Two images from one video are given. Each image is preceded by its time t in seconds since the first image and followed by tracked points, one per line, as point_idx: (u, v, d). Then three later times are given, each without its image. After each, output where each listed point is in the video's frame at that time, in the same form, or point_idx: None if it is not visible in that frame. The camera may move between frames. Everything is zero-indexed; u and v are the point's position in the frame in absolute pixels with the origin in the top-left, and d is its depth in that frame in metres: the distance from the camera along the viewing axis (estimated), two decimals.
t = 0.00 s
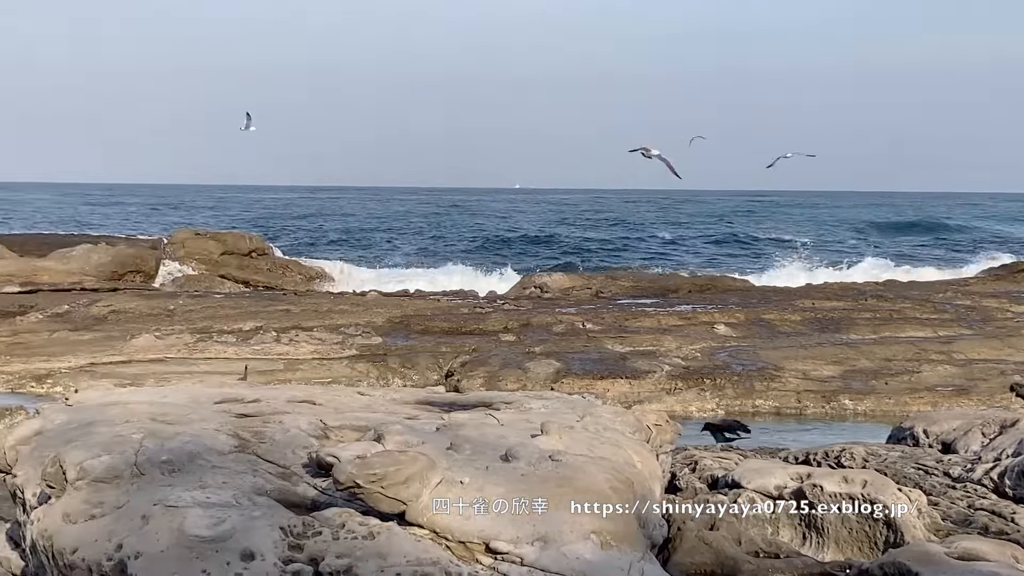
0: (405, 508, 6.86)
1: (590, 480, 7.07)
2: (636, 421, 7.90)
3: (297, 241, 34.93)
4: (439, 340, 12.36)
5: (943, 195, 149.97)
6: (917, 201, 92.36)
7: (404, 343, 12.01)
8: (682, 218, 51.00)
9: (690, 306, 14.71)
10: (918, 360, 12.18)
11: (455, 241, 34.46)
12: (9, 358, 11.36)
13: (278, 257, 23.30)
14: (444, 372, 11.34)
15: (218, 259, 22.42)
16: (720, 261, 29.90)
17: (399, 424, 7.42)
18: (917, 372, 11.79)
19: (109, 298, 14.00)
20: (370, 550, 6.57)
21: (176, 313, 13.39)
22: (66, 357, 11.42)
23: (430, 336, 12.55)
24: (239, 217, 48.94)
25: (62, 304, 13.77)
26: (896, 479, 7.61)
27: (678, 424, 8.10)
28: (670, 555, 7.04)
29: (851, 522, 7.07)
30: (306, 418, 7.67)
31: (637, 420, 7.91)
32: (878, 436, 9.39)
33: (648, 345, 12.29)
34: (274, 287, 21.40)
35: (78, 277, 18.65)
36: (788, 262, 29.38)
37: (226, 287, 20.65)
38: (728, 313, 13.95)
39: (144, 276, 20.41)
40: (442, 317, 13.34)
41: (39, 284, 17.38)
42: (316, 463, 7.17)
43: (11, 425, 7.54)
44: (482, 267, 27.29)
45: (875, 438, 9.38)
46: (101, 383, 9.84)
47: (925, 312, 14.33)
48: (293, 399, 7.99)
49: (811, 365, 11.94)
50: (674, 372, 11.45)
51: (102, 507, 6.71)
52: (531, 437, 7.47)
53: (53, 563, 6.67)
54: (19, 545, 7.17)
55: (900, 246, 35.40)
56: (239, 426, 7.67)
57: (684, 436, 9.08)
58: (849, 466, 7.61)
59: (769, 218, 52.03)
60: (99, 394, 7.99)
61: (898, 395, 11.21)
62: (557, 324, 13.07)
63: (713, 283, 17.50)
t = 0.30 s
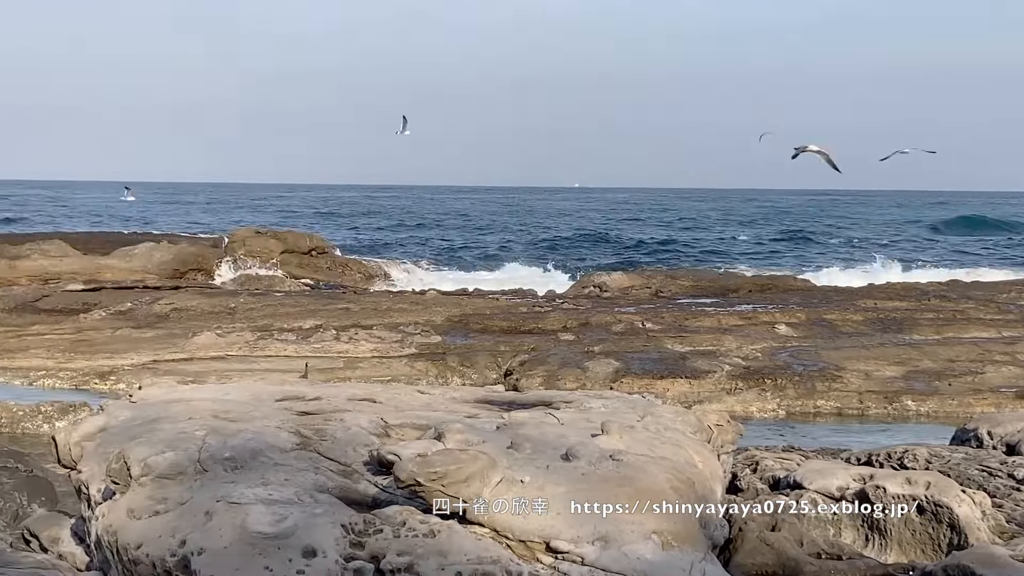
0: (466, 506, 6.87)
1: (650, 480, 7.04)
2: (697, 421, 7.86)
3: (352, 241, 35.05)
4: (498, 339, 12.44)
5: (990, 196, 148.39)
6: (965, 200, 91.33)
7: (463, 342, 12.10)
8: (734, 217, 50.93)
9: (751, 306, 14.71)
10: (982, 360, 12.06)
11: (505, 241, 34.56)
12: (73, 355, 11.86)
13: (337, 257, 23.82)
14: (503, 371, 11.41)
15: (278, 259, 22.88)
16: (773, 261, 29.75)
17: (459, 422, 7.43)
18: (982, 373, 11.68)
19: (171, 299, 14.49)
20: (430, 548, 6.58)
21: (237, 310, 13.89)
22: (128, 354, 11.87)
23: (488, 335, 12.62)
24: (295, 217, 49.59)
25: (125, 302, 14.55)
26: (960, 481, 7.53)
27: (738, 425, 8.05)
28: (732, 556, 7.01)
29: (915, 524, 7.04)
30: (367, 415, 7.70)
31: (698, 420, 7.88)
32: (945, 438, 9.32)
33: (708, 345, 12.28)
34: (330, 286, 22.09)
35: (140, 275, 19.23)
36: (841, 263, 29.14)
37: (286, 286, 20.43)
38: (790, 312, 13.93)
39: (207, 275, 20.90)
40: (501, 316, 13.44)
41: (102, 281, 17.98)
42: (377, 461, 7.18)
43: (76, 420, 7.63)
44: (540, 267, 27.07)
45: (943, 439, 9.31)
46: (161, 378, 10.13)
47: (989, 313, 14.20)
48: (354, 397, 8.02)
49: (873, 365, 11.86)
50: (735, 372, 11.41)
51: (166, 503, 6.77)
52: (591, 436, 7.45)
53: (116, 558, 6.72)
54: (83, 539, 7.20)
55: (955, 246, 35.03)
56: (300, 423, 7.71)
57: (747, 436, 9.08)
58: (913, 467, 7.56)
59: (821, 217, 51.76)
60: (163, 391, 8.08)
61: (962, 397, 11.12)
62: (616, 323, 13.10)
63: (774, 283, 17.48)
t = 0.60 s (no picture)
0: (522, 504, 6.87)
1: (708, 479, 7.02)
2: (754, 419, 7.83)
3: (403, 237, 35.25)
4: (552, 336, 12.52)
5: None
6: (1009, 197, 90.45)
7: (518, 340, 12.19)
8: (782, 214, 50.80)
9: (808, 305, 14.71)
10: None
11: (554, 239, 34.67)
12: (132, 351, 12.16)
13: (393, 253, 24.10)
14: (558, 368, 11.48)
15: (332, 256, 23.25)
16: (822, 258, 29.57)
17: (516, 420, 7.43)
18: None
19: (227, 294, 15.00)
20: (486, 545, 6.58)
21: (293, 306, 14.30)
22: (186, 349, 12.17)
23: (543, 333, 12.71)
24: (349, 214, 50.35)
25: (182, 299, 15.00)
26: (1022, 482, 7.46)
27: (797, 424, 8.04)
28: (789, 555, 6.98)
29: (974, 524, 6.99)
30: (423, 412, 7.72)
31: (755, 418, 7.85)
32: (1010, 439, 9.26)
33: (764, 343, 12.27)
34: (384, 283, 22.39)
35: (198, 272, 21.07)
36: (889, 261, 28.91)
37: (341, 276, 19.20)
38: (847, 310, 13.91)
39: (261, 270, 22.05)
40: (557, 313, 13.58)
41: (160, 276, 19.71)
42: (434, 458, 7.19)
43: (136, 415, 7.71)
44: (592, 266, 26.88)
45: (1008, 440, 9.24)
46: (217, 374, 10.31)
47: None
48: (410, 394, 8.05)
49: (931, 365, 11.78)
50: (791, 371, 11.36)
51: (224, 499, 6.81)
52: (648, 434, 7.43)
53: (175, 554, 6.78)
54: (142, 534, 7.24)
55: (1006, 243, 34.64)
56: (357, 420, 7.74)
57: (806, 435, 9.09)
58: (973, 467, 7.49)
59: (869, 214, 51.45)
60: (221, 387, 8.15)
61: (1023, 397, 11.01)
62: (672, 321, 13.16)
63: (831, 281, 17.69)
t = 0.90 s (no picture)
0: (575, 500, 6.89)
1: (762, 476, 6.98)
2: (807, 417, 7.82)
3: (447, 235, 35.40)
4: (603, 333, 12.59)
5: None
6: None
7: (569, 336, 12.25)
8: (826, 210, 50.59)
9: (862, 302, 14.69)
10: None
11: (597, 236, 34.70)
12: (186, 347, 12.36)
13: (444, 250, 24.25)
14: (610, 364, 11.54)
15: (384, 253, 23.40)
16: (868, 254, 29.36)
17: (568, 417, 7.43)
18: None
19: (281, 291, 15.24)
20: (539, 542, 6.60)
21: (345, 303, 14.47)
22: (239, 346, 12.34)
23: (594, 330, 12.77)
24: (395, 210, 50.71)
25: (236, 294, 15.23)
26: None
27: (851, 422, 8.00)
28: (843, 554, 6.96)
29: None
30: (476, 409, 7.73)
31: (809, 416, 7.84)
32: None
33: (817, 340, 12.25)
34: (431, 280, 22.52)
35: (250, 268, 21.25)
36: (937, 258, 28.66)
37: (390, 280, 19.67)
38: (901, 308, 13.86)
39: (315, 267, 22.17)
40: (609, 310, 13.65)
41: (212, 272, 20.13)
42: (486, 454, 7.21)
43: (191, 411, 7.79)
44: (638, 266, 26.81)
45: None
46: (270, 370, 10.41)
47: None
48: (462, 390, 8.07)
49: (986, 363, 11.69)
50: (845, 368, 11.31)
51: (278, 494, 6.85)
52: (701, 431, 7.41)
53: (229, 548, 6.83)
54: (197, 528, 7.30)
55: None
56: (409, 416, 7.77)
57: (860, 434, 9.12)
58: None
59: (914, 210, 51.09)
60: (274, 382, 8.21)
61: None
62: (723, 318, 13.19)
63: (884, 278, 17.68)
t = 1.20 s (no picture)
0: (625, 496, 6.87)
1: (813, 472, 6.95)
2: (859, 414, 7.79)
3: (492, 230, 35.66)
4: (652, 328, 12.65)
5: None
6: None
7: (617, 332, 12.32)
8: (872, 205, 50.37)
9: (913, 298, 14.64)
10: None
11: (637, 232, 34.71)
12: (236, 343, 12.50)
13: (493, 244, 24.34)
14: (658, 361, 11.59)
15: (434, 248, 23.84)
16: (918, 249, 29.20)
17: (618, 412, 7.43)
18: None
19: (330, 286, 15.37)
20: (589, 537, 6.61)
21: (393, 298, 14.58)
22: (289, 341, 12.47)
23: (643, 325, 12.83)
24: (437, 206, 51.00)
25: (286, 290, 15.38)
26: None
27: (903, 419, 8.02)
28: (894, 551, 6.94)
29: None
30: (525, 404, 7.75)
31: (860, 412, 7.82)
32: None
33: (868, 337, 12.22)
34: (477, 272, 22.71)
35: (300, 263, 21.66)
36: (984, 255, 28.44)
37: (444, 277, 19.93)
38: (952, 304, 13.81)
39: (365, 262, 22.92)
40: (658, 306, 13.69)
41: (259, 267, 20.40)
42: (536, 449, 7.20)
43: (242, 405, 7.86)
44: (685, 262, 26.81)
45: None
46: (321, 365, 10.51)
47: None
48: (511, 385, 8.09)
49: None
50: (895, 365, 11.27)
51: (329, 488, 6.89)
52: (751, 428, 7.39)
53: (281, 541, 6.88)
54: (248, 522, 7.36)
55: None
56: (459, 411, 7.81)
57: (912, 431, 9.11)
58: None
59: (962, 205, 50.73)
60: (325, 377, 8.27)
61: None
62: (773, 315, 13.22)
63: (936, 273, 17.61)
